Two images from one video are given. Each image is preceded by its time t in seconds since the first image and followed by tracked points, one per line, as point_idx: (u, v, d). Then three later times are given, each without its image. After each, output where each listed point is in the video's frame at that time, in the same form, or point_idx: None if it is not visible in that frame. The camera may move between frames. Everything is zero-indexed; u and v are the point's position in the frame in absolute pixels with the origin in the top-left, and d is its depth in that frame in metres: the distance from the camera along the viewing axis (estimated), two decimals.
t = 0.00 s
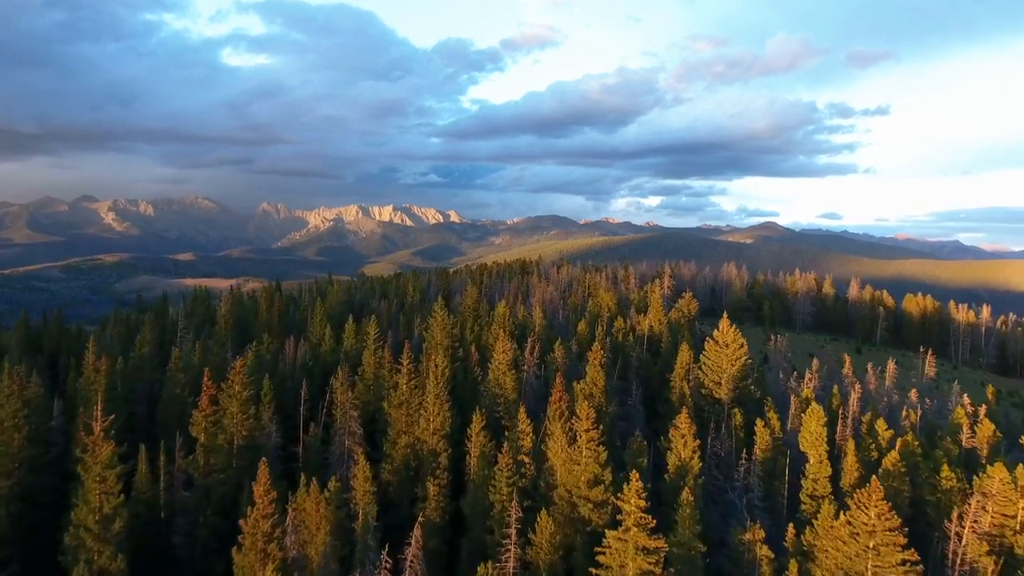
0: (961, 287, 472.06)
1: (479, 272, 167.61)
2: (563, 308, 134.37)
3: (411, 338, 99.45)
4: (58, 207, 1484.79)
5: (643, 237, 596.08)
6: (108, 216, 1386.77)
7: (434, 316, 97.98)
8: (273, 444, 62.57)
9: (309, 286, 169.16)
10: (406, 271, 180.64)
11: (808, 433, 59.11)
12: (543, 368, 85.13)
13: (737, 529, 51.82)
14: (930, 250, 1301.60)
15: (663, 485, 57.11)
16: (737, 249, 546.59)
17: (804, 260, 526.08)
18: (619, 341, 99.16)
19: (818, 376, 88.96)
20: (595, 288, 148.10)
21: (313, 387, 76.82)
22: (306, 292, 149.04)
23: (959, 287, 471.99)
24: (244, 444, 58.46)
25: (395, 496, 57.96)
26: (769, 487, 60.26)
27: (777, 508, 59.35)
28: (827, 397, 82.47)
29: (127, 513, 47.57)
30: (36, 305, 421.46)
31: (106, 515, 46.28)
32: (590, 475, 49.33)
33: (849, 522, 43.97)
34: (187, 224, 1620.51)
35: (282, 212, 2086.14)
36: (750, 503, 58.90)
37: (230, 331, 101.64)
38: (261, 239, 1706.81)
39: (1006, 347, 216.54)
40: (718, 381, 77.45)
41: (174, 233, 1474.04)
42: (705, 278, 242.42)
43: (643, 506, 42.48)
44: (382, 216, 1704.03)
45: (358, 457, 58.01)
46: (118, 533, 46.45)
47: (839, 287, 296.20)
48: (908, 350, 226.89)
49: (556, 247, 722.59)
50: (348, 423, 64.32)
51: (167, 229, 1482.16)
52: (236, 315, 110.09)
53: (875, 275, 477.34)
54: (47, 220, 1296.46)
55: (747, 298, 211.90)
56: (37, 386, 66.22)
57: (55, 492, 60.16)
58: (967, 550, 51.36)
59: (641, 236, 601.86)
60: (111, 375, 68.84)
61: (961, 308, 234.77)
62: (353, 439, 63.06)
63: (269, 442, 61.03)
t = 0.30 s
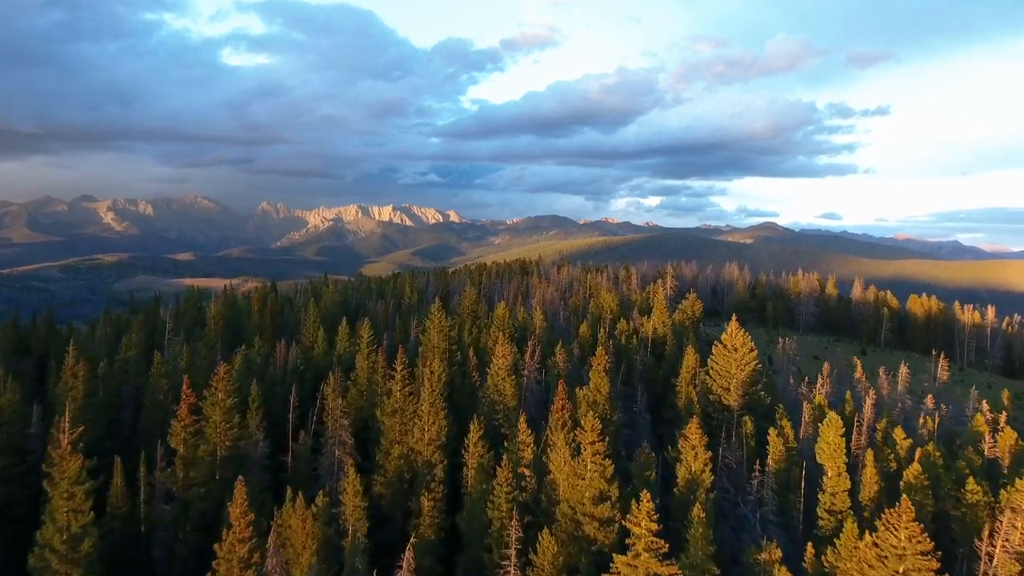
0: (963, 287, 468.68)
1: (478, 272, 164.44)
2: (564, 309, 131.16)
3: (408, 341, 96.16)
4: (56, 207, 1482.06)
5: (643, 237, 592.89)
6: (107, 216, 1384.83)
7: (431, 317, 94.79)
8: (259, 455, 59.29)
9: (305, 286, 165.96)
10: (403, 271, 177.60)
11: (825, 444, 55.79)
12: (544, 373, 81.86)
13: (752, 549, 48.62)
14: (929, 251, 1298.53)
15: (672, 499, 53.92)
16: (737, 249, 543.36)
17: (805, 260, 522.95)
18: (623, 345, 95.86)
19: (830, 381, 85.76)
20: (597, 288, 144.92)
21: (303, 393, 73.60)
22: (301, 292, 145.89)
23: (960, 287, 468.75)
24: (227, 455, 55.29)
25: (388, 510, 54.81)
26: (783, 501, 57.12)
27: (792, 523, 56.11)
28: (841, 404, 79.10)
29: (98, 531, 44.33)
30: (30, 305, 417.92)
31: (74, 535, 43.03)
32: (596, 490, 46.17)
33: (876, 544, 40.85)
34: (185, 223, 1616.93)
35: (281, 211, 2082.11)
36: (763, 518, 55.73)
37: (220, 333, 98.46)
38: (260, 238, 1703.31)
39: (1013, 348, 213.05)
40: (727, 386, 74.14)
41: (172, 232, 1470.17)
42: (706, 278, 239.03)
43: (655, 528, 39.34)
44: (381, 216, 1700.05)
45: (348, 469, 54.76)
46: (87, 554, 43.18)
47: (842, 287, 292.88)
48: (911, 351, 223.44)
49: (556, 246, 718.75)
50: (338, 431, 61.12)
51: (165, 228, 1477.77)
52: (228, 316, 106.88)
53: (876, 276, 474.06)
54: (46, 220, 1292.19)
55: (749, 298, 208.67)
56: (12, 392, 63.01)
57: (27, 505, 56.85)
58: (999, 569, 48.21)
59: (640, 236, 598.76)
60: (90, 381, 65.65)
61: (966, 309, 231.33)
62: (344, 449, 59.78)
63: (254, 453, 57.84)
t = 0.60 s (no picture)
0: (963, 287, 465.68)
1: (476, 272, 161.18)
2: (564, 310, 128.02)
3: (404, 344, 92.87)
4: (54, 207, 1477.82)
5: (642, 237, 589.44)
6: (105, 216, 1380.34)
7: (427, 319, 91.63)
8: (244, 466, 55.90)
9: (300, 285, 162.71)
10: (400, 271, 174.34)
11: (845, 457, 52.34)
12: (546, 378, 78.52)
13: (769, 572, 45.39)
14: (929, 251, 1296.20)
15: (683, 515, 50.65)
16: (737, 249, 540.13)
17: (805, 260, 519.88)
18: (626, 349, 92.54)
19: (842, 386, 82.80)
20: (598, 289, 141.74)
21: (292, 399, 70.20)
22: (296, 293, 142.67)
23: (961, 287, 465.83)
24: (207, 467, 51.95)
25: (380, 525, 51.63)
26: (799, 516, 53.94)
27: (808, 540, 52.99)
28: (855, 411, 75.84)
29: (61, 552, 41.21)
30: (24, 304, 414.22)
31: (37, 558, 40.01)
32: (602, 508, 43.05)
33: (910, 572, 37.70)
34: (184, 223, 1612.92)
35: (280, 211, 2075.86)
36: (778, 534, 52.54)
37: (209, 335, 95.20)
38: (258, 238, 1699.75)
39: (1019, 350, 209.73)
40: (737, 392, 70.80)
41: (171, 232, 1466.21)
42: (707, 279, 235.62)
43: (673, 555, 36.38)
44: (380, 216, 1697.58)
45: (337, 481, 51.40)
46: None
47: (844, 288, 289.65)
48: (915, 353, 219.96)
49: (555, 246, 714.86)
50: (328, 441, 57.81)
51: (164, 228, 1472.94)
52: (218, 316, 103.61)
53: (877, 276, 470.75)
54: (44, 220, 1287.46)
55: (752, 299, 205.29)
56: None
57: None
58: None
59: (640, 236, 595.44)
60: (67, 384, 62.44)
61: (971, 310, 227.98)
62: (334, 460, 56.31)
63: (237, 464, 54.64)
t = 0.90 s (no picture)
0: (965, 287, 462.16)
1: (475, 272, 158.03)
2: (565, 311, 124.90)
3: (400, 348, 89.50)
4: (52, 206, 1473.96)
5: (642, 237, 586.04)
6: (104, 215, 1377.20)
7: (424, 321, 88.47)
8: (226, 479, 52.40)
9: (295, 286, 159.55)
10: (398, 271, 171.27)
11: (867, 471, 48.71)
12: (547, 383, 75.07)
13: None
14: (929, 251, 1292.83)
15: (695, 534, 47.38)
16: (738, 249, 536.96)
17: (806, 260, 516.70)
18: (630, 352, 89.13)
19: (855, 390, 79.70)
20: (600, 290, 138.56)
21: (281, 406, 66.87)
22: (290, 293, 139.61)
23: (963, 287, 462.29)
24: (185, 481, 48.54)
25: (371, 544, 48.43)
26: (818, 535, 50.61)
27: (826, 560, 50.25)
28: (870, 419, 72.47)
29: None
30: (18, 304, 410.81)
31: None
32: (609, 529, 39.83)
33: None
34: (183, 222, 1609.46)
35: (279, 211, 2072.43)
36: (796, 555, 49.18)
37: (198, 338, 92.14)
38: (257, 238, 1696.34)
39: None
40: (748, 400, 67.44)
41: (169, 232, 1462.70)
42: (709, 279, 231.93)
43: None
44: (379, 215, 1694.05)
45: (324, 497, 47.97)
46: None
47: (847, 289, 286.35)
48: (921, 354, 216.43)
49: (553, 245, 708.68)
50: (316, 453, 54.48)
51: (162, 227, 1469.68)
52: (207, 318, 100.55)
53: (878, 277, 467.40)
54: (42, 219, 1283.63)
55: (755, 299, 201.97)
56: None
57: None
58: None
59: (640, 236, 592.02)
60: (43, 390, 59.46)
61: (978, 311, 224.37)
62: (322, 474, 52.61)
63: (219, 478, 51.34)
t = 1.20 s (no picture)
0: (968, 287, 458.23)
1: (474, 272, 154.67)
2: (567, 313, 121.64)
3: (396, 353, 86.12)
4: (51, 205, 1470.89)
5: (642, 237, 582.76)
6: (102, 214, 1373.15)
7: (420, 324, 85.17)
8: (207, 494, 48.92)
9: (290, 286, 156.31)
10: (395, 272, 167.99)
11: (895, 486, 45.68)
12: (549, 390, 71.62)
13: None
14: (929, 251, 1289.41)
15: (709, 556, 44.13)
16: (738, 249, 533.74)
17: (807, 260, 513.44)
18: (635, 357, 85.72)
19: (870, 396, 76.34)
20: (602, 291, 135.29)
21: (268, 415, 63.55)
22: (284, 293, 136.36)
23: (965, 287, 458.43)
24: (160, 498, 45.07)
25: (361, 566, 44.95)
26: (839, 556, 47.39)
27: None
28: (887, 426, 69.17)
29: None
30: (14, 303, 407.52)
31: None
32: (618, 555, 36.53)
33: None
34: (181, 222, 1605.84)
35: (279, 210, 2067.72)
36: None
37: (185, 342, 88.91)
38: (256, 237, 1692.52)
39: None
40: (760, 407, 64.00)
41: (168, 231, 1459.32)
42: (712, 280, 228.18)
43: None
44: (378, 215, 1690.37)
45: (309, 515, 44.45)
46: None
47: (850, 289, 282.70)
48: (926, 355, 212.66)
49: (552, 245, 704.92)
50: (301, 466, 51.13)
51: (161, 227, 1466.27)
52: (197, 320, 97.34)
53: (880, 277, 463.80)
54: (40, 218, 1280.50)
55: (758, 300, 198.45)
56: None
57: None
58: None
59: (640, 237, 588.77)
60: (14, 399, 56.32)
61: (984, 311, 220.50)
62: (308, 489, 48.71)
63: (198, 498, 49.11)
